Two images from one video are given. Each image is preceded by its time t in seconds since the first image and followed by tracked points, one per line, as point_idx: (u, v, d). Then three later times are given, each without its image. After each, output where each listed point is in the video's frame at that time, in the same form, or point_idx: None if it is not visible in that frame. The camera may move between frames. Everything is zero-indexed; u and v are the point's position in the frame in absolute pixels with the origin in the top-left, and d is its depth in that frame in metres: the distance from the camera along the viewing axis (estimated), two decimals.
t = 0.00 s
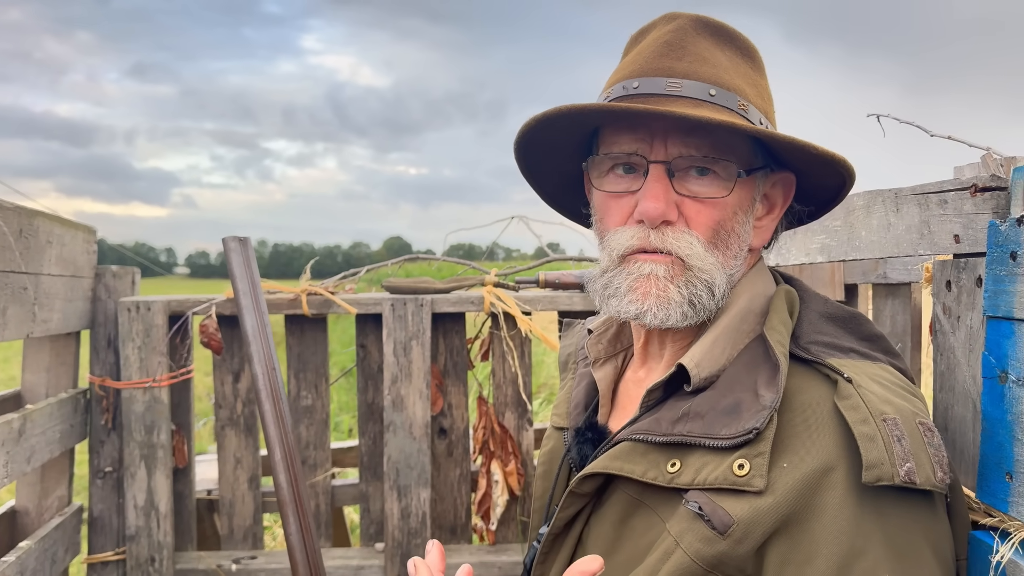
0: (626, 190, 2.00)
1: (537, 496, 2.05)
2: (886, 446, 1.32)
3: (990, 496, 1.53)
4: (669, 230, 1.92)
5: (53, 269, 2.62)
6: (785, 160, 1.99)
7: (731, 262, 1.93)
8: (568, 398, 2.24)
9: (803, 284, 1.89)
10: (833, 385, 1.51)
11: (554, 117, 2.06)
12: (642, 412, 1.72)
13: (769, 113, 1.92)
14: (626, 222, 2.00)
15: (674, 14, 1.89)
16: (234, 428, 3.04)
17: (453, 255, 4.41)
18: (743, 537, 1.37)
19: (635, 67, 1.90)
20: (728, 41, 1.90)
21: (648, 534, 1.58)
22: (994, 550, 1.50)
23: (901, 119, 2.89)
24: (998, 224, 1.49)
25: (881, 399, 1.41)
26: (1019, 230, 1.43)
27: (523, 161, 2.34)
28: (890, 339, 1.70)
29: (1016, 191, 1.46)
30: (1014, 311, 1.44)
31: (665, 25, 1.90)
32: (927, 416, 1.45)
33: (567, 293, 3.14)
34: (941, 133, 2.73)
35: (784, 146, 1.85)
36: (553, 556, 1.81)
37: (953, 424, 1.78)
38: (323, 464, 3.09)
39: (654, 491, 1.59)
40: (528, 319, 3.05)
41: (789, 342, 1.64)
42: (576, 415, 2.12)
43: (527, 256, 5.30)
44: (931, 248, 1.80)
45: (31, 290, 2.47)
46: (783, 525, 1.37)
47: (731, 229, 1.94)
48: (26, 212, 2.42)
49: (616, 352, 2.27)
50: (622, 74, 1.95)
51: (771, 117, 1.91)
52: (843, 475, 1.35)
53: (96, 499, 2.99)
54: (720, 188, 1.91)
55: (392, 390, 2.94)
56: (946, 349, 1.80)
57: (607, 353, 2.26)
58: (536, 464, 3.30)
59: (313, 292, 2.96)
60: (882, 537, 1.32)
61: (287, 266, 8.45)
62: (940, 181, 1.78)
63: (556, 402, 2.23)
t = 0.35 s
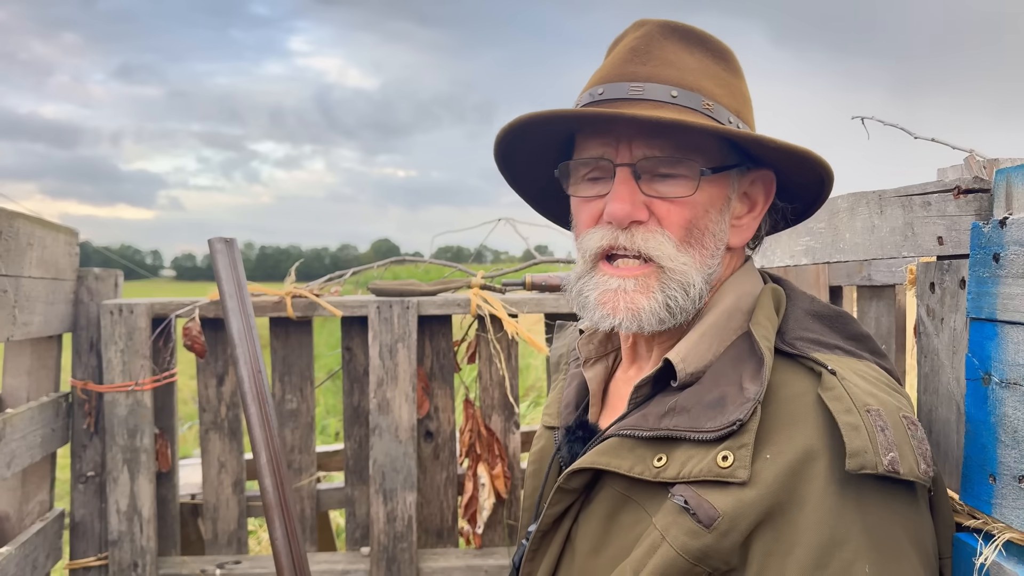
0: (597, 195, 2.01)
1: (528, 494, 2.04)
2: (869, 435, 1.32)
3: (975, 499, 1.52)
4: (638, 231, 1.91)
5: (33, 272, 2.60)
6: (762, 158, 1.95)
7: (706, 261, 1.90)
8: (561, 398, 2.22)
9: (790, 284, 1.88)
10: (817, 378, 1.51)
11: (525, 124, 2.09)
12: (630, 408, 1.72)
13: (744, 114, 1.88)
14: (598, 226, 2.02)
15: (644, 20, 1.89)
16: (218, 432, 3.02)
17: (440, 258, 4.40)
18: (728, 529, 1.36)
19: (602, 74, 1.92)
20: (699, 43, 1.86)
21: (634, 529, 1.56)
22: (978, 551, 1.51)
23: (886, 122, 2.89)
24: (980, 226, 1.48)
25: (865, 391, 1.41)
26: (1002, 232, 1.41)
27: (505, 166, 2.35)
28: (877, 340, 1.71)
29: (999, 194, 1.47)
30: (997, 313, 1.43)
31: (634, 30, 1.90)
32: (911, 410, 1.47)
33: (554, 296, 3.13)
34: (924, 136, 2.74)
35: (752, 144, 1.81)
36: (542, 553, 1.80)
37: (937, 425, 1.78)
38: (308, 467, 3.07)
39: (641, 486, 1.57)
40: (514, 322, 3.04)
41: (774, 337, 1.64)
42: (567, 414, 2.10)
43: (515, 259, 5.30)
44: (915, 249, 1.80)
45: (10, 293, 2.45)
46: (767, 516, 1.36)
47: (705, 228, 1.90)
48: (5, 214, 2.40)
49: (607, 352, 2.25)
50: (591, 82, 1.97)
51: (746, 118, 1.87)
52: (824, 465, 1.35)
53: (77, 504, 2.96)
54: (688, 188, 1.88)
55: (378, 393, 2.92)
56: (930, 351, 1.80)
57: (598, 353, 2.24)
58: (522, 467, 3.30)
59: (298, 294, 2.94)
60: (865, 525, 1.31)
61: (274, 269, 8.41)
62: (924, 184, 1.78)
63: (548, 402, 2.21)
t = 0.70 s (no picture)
0: (547, 233, 2.03)
1: (513, 499, 2.02)
2: (839, 437, 1.32)
3: (965, 500, 1.51)
4: (585, 265, 1.92)
5: (19, 274, 2.58)
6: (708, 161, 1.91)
7: (659, 279, 1.88)
8: (549, 404, 2.24)
9: (769, 284, 1.87)
10: (791, 378, 1.51)
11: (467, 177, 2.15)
12: (612, 413, 1.71)
13: (683, 122, 1.87)
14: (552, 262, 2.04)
15: (566, 46, 1.92)
16: (205, 436, 3.00)
17: (430, 260, 4.39)
18: (700, 530, 1.35)
19: (530, 111, 1.95)
20: (624, 58, 1.86)
21: (615, 532, 1.55)
22: (968, 554, 1.51)
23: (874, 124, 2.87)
24: (969, 227, 1.47)
25: (838, 392, 1.40)
26: (990, 234, 1.40)
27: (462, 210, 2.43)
28: (857, 339, 1.72)
29: (988, 195, 1.48)
30: (986, 315, 1.42)
31: (558, 59, 1.93)
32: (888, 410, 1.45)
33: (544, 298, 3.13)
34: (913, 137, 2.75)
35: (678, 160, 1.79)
36: (528, 558, 1.79)
37: (926, 428, 1.78)
38: (296, 471, 3.05)
39: (624, 491, 1.56)
40: (504, 325, 3.03)
41: (751, 339, 1.62)
42: (555, 420, 2.11)
43: (505, 261, 5.29)
44: (904, 252, 1.80)
45: None
46: (740, 516, 1.35)
47: (654, 247, 1.89)
48: None
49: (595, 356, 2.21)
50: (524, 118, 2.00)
51: (684, 127, 1.86)
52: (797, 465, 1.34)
53: (64, 509, 2.93)
54: (627, 214, 1.87)
55: (367, 397, 2.91)
56: (919, 353, 1.79)
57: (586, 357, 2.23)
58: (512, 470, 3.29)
59: (286, 297, 2.93)
60: (836, 528, 1.30)
61: (263, 272, 8.38)
62: (914, 185, 1.76)
63: (537, 408, 2.23)
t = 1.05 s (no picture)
0: (524, 237, 2.01)
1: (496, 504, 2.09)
2: (809, 434, 1.32)
3: (956, 500, 1.51)
4: (564, 268, 1.91)
5: (10, 277, 2.57)
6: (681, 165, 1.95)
7: (635, 280, 1.90)
8: (528, 409, 2.25)
9: (743, 283, 1.88)
10: (761, 377, 1.51)
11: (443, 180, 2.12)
12: (589, 418, 1.71)
13: (655, 125, 1.89)
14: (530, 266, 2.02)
15: (538, 51, 1.92)
16: (197, 439, 2.99)
17: (423, 263, 4.39)
18: (675, 534, 1.35)
19: (503, 117, 1.94)
20: (595, 61, 1.87)
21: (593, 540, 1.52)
22: (959, 554, 1.51)
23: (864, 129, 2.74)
24: (959, 230, 1.48)
25: (807, 391, 1.41)
26: (981, 236, 1.41)
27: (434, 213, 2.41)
28: (830, 336, 1.71)
29: (978, 198, 1.48)
30: (977, 315, 1.42)
31: (530, 64, 1.93)
32: (859, 405, 1.47)
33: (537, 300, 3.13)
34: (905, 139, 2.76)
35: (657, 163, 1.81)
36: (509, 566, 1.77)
37: (917, 429, 1.77)
38: (289, 474, 3.04)
39: (602, 496, 1.54)
40: (497, 327, 3.03)
41: (722, 340, 1.63)
42: (534, 426, 2.13)
43: (499, 263, 5.30)
44: (896, 254, 1.77)
45: None
46: (712, 518, 1.36)
47: (630, 249, 1.90)
48: None
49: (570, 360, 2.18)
50: (497, 125, 2.00)
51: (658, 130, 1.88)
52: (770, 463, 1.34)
53: (55, 512, 2.92)
54: (605, 216, 1.88)
55: (360, 399, 2.90)
56: (910, 355, 1.79)
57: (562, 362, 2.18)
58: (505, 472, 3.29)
59: (279, 300, 2.92)
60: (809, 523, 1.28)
61: (255, 274, 8.37)
62: (905, 188, 1.73)
63: (516, 414, 2.24)
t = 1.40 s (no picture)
0: (573, 204, 1.99)
1: (490, 503, 2.02)
2: (816, 441, 1.32)
3: (948, 501, 1.52)
4: (616, 240, 1.90)
5: (4, 279, 2.56)
6: (727, 161, 1.99)
7: (679, 268, 1.91)
8: (523, 406, 2.22)
9: (748, 287, 1.90)
10: (769, 383, 1.51)
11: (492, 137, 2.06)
12: (591, 416, 1.72)
13: (707, 118, 1.92)
14: (575, 235, 1.99)
15: (606, 24, 1.89)
16: (192, 441, 2.99)
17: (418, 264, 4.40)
18: (680, 536, 1.37)
19: (573, 78, 1.89)
20: (664, 47, 1.90)
21: (591, 537, 1.57)
22: (951, 553, 1.52)
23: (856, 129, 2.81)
24: (951, 232, 1.49)
25: (815, 397, 1.41)
26: (972, 238, 1.42)
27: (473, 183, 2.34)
28: (834, 343, 1.71)
29: (969, 200, 1.49)
30: (968, 317, 1.43)
31: (599, 34, 1.90)
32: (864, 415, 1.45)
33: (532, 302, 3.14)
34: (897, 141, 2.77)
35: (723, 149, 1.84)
36: (505, 564, 1.78)
37: (910, 429, 1.78)
38: (284, 476, 3.05)
39: (600, 494, 1.57)
40: (492, 328, 3.04)
41: (730, 343, 1.64)
42: (528, 423, 2.10)
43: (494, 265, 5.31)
44: (888, 256, 1.76)
45: None
46: (713, 520, 1.37)
47: (680, 235, 1.92)
48: None
49: (570, 361, 2.24)
50: (560, 87, 1.94)
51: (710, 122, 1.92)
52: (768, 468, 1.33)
53: (49, 515, 2.91)
54: (664, 196, 1.89)
55: (354, 401, 2.90)
56: (903, 356, 1.80)
57: (560, 361, 2.23)
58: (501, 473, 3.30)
59: (273, 302, 2.92)
60: (792, 526, 1.29)
61: (250, 276, 8.38)
62: (897, 190, 1.73)
63: (511, 411, 2.21)
